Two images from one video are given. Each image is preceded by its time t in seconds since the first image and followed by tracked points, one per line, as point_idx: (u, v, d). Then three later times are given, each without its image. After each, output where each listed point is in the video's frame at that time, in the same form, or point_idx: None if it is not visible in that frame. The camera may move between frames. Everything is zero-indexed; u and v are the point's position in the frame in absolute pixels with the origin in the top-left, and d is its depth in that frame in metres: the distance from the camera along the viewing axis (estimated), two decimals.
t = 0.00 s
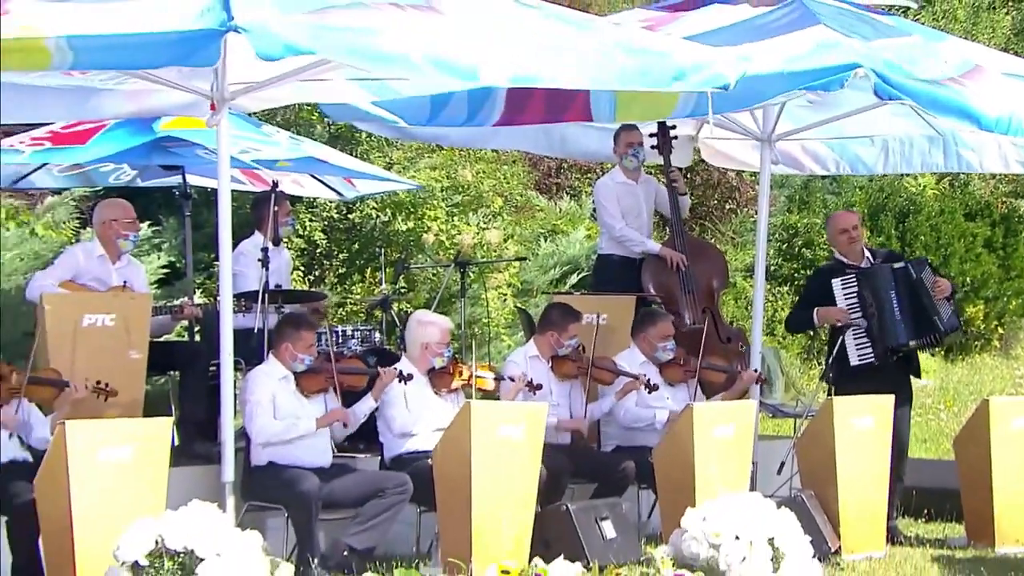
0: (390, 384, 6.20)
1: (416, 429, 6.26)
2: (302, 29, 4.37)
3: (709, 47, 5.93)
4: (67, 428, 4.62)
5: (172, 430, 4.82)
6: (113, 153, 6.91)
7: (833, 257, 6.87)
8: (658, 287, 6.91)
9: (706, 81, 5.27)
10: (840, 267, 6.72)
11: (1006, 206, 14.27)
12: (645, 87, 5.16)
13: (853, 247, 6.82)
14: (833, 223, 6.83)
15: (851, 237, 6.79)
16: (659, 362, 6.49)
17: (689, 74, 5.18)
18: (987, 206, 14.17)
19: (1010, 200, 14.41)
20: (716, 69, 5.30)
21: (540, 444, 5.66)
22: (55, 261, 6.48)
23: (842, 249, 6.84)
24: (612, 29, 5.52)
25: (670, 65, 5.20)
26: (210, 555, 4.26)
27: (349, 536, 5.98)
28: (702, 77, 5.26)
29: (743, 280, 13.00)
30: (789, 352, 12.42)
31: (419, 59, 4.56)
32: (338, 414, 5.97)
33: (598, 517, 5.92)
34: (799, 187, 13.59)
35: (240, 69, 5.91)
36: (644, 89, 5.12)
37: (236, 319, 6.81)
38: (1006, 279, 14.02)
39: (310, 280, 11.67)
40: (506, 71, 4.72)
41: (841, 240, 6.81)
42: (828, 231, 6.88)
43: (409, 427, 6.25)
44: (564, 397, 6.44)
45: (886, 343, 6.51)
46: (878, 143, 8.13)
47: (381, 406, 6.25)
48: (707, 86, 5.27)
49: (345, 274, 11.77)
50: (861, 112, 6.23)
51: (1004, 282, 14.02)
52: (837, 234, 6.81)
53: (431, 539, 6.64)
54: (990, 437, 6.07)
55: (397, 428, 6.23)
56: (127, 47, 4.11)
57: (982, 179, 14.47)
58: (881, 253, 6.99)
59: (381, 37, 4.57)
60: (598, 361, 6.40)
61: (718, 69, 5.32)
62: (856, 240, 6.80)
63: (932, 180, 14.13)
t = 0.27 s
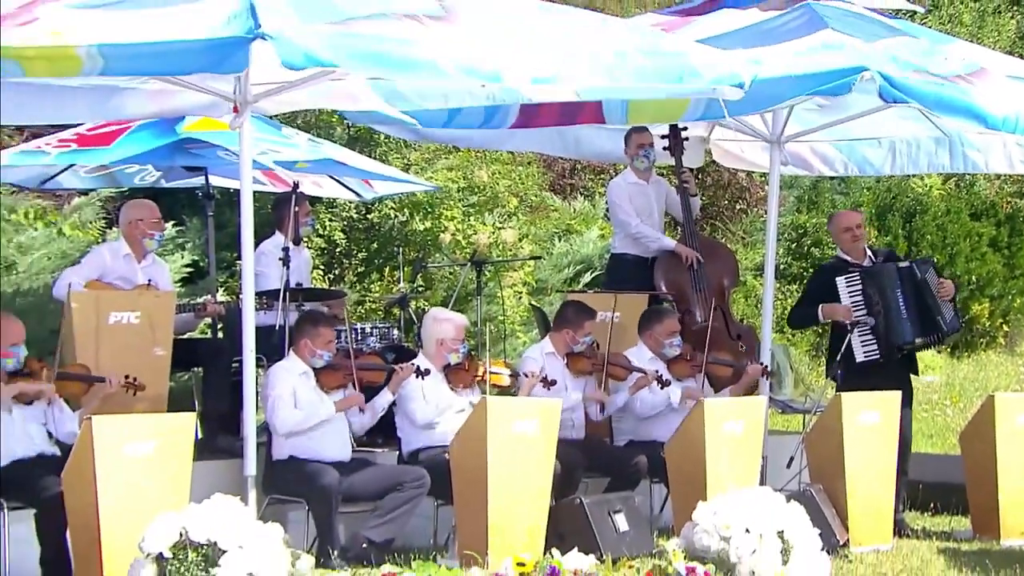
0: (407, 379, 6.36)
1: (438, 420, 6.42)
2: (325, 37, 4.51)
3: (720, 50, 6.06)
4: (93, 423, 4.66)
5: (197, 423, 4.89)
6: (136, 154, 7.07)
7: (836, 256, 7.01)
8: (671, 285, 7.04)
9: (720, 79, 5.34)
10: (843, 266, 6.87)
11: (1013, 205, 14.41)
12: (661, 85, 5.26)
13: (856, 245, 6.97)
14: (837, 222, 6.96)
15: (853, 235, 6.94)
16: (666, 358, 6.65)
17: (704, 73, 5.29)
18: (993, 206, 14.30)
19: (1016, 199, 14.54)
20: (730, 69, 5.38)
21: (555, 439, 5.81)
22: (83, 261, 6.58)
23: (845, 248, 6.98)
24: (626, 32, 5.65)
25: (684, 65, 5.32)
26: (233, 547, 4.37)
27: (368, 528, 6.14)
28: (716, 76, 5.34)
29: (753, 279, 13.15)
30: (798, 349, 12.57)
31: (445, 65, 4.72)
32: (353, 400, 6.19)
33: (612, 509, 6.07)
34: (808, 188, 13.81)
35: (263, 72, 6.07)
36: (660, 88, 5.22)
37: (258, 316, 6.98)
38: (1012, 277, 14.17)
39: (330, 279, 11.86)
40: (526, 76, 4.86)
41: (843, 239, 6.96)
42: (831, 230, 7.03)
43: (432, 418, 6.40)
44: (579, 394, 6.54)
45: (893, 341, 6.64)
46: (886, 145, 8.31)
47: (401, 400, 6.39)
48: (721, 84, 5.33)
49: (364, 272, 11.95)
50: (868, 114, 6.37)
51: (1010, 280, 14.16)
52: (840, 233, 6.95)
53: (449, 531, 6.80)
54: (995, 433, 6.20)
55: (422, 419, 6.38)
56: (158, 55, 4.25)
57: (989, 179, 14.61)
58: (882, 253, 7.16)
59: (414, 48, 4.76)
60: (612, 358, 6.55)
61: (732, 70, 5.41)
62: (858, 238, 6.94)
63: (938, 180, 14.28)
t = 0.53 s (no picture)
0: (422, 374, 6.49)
1: (455, 416, 6.57)
2: (346, 42, 4.62)
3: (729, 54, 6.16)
4: (115, 418, 4.81)
5: (215, 420, 5.02)
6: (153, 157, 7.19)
7: (836, 254, 7.12)
8: (680, 285, 7.16)
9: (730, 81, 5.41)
10: (844, 263, 6.99)
11: (1016, 206, 14.52)
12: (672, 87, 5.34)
13: (857, 243, 7.09)
14: (838, 220, 7.07)
15: (854, 233, 7.06)
16: (673, 355, 6.76)
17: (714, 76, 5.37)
18: (997, 206, 14.41)
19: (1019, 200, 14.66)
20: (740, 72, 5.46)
21: (565, 436, 5.94)
22: (103, 261, 6.76)
23: (847, 245, 7.11)
24: (637, 35, 5.76)
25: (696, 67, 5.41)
26: (251, 541, 4.39)
27: (383, 523, 6.25)
28: (726, 79, 5.41)
29: (760, 278, 13.26)
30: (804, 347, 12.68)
31: (461, 68, 4.83)
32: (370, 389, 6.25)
33: (621, 505, 6.19)
34: (815, 188, 13.87)
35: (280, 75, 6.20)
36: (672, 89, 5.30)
37: (275, 315, 7.12)
38: (1015, 276, 14.27)
39: (346, 277, 12.02)
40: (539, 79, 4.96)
41: (844, 236, 7.08)
42: (833, 228, 7.15)
43: (448, 414, 6.53)
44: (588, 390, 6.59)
45: (896, 338, 6.77)
46: (890, 146, 8.44)
47: (417, 396, 6.52)
48: (732, 86, 5.40)
49: (379, 271, 12.12)
50: (872, 115, 6.49)
51: (1013, 280, 14.25)
52: (841, 230, 7.08)
53: (462, 526, 6.92)
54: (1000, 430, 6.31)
55: (440, 415, 6.50)
56: (180, 62, 4.39)
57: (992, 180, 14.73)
58: (881, 252, 7.28)
59: (431, 52, 4.83)
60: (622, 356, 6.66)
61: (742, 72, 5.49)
62: (860, 236, 7.07)
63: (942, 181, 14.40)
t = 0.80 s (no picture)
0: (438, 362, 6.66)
1: (468, 412, 6.68)
2: (369, 48, 4.76)
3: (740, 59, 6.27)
4: (138, 415, 4.95)
5: (234, 416, 5.16)
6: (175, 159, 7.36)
7: (839, 252, 7.29)
8: (689, 285, 7.31)
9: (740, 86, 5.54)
10: (846, 263, 7.20)
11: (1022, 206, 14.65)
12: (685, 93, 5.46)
13: (859, 243, 7.26)
14: (840, 219, 7.25)
15: (855, 232, 7.23)
16: (683, 351, 6.87)
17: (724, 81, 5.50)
18: (1001, 206, 14.55)
19: None
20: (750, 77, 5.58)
21: (579, 432, 6.08)
22: (127, 260, 6.91)
23: (849, 244, 7.27)
24: (649, 40, 5.90)
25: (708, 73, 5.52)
26: (270, 534, 4.32)
27: (399, 517, 6.40)
28: (736, 84, 5.54)
29: (769, 278, 13.42)
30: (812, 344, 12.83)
31: (479, 75, 4.96)
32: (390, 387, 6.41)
33: (633, 498, 6.33)
34: (822, 189, 14.36)
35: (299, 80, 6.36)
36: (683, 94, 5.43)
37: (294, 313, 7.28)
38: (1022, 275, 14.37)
39: (363, 276, 12.39)
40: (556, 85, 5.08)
41: (846, 235, 7.26)
42: (836, 228, 7.32)
43: (461, 410, 6.65)
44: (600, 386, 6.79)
45: (901, 337, 6.92)
46: (894, 147, 8.60)
47: (431, 391, 6.65)
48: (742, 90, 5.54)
49: (396, 271, 12.41)
50: (881, 118, 6.61)
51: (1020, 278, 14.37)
52: (843, 229, 7.26)
53: (477, 520, 7.08)
54: (1004, 424, 6.45)
55: (454, 410, 6.63)
56: (205, 71, 4.57)
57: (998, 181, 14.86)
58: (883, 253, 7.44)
59: (452, 61, 4.98)
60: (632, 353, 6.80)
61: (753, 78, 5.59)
62: (861, 235, 7.24)
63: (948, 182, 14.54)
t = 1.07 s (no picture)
0: (451, 365, 6.80)
1: (479, 412, 6.84)
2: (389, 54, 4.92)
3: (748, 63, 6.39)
4: (161, 411, 5.06)
5: (252, 410, 5.29)
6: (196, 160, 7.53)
7: (845, 251, 7.44)
8: (699, 283, 7.43)
9: (747, 92, 5.62)
10: (852, 261, 7.31)
11: None
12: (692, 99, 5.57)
13: (865, 242, 7.39)
14: (846, 218, 7.42)
15: (861, 231, 7.39)
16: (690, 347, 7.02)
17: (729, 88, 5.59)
18: (1005, 206, 14.68)
19: None
20: (756, 83, 5.66)
21: (590, 428, 6.23)
22: (149, 259, 7.10)
23: (855, 243, 7.41)
24: (659, 44, 6.04)
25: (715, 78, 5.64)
26: (289, 527, 4.45)
27: (415, 510, 6.56)
28: (741, 90, 5.62)
29: (777, 277, 13.57)
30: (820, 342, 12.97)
31: (493, 81, 5.09)
32: (409, 397, 6.48)
33: (643, 493, 6.47)
34: (829, 189, 14.63)
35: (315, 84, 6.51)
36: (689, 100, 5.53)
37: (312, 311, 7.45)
38: None
39: (379, 276, 12.67)
40: (569, 90, 5.22)
41: (851, 233, 7.41)
42: (842, 227, 7.46)
43: (471, 408, 6.82)
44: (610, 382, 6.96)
45: (906, 333, 7.04)
46: (899, 148, 8.75)
47: (444, 388, 6.82)
48: (747, 97, 5.61)
49: (411, 270, 12.61)
50: (887, 120, 6.72)
51: None
52: (848, 228, 7.41)
53: (491, 514, 7.22)
54: (1006, 419, 6.58)
55: (461, 409, 6.80)
56: (226, 76, 4.65)
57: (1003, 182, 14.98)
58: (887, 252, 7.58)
59: (468, 67, 5.11)
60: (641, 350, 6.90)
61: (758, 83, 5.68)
62: (867, 234, 7.39)
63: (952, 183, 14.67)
